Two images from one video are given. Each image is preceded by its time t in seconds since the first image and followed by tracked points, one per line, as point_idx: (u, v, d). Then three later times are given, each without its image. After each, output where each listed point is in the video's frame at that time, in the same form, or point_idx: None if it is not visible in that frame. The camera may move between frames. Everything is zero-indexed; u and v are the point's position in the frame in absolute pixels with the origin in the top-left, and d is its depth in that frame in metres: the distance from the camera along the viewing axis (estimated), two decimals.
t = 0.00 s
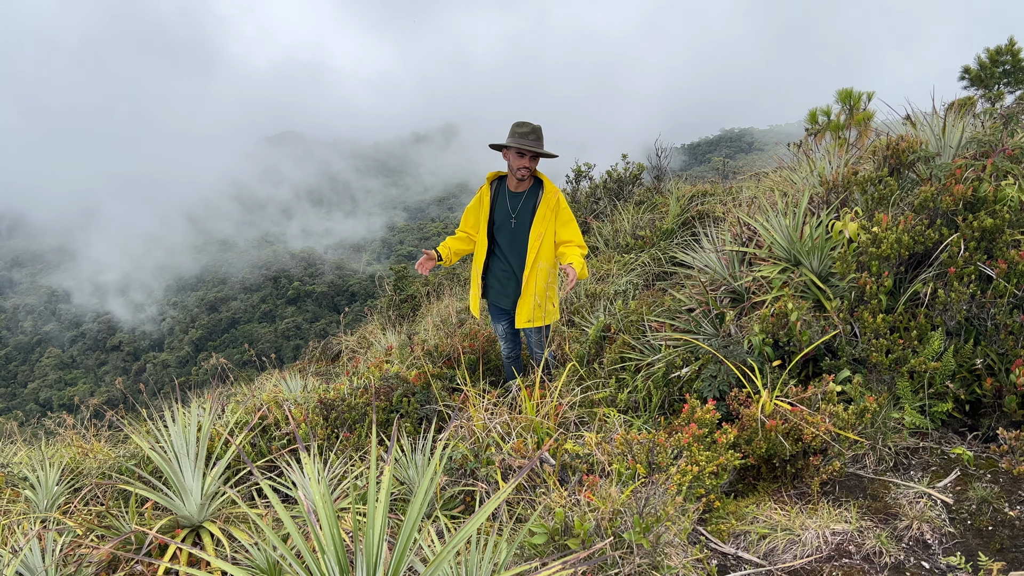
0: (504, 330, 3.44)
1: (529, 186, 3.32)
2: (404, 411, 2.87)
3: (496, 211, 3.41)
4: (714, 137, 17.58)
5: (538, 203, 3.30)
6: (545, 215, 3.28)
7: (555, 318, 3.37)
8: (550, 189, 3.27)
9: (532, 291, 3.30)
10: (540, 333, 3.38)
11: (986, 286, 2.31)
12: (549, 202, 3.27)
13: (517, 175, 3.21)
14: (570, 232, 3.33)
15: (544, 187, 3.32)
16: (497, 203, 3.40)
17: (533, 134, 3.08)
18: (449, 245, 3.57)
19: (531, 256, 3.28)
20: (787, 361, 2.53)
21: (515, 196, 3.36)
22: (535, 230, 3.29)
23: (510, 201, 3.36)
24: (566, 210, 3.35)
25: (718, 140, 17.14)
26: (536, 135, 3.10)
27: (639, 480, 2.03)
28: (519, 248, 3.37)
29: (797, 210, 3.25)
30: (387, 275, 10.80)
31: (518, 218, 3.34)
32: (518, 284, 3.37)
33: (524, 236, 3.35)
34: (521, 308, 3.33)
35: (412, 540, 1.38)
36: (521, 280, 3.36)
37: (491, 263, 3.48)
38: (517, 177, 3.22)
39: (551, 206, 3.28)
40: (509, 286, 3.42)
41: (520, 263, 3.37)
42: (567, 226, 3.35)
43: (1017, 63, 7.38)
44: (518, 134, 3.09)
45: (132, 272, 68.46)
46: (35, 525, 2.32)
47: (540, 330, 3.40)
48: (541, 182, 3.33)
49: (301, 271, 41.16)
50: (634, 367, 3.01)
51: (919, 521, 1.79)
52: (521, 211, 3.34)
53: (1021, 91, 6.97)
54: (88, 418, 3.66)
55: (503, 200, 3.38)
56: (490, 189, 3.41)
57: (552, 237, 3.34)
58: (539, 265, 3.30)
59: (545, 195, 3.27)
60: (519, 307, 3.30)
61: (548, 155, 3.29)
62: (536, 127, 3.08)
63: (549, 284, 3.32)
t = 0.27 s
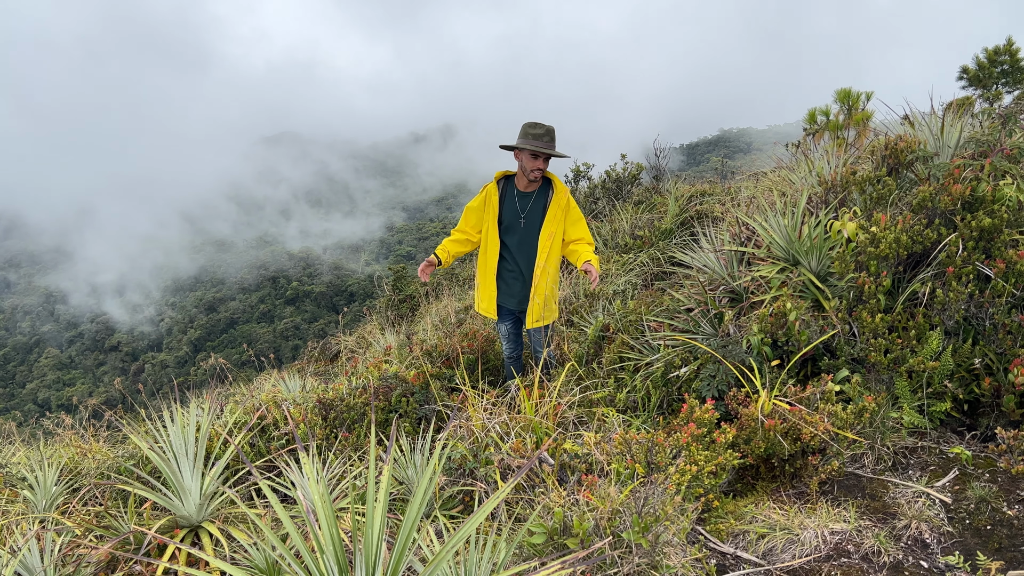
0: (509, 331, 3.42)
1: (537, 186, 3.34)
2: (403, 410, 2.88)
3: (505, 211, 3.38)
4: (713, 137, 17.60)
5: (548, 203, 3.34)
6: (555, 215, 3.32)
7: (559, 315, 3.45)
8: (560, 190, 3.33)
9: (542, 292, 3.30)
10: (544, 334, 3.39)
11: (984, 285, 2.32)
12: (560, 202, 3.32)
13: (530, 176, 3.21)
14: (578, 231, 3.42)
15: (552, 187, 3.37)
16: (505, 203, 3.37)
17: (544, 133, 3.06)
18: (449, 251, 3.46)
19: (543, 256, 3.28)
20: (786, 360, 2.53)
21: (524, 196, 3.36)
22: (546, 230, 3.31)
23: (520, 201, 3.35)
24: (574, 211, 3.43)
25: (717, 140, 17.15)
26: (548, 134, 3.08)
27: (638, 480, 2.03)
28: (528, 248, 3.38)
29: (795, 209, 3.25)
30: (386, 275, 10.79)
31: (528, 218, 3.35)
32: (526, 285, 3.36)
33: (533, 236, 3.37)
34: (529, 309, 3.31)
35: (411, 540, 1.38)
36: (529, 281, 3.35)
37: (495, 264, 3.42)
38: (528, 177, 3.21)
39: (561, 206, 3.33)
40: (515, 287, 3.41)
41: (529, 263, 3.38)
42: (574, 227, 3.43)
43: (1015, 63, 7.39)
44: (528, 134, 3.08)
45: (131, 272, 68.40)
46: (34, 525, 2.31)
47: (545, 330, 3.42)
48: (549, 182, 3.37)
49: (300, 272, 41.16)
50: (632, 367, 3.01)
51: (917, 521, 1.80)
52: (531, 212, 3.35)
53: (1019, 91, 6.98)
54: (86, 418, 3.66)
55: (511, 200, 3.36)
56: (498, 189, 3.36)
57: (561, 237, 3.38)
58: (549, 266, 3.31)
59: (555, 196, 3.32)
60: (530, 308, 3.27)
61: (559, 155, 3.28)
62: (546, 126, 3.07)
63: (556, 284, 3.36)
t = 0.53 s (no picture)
0: (513, 332, 3.38)
1: (543, 186, 3.33)
2: (401, 411, 2.88)
3: (512, 212, 3.35)
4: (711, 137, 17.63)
5: (554, 203, 3.35)
6: (562, 214, 3.34)
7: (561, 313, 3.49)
8: (566, 190, 3.35)
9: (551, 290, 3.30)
10: (547, 333, 3.39)
11: (981, 285, 2.32)
12: (566, 201, 3.33)
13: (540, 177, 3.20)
14: (583, 229, 3.44)
15: (557, 186, 3.38)
16: (512, 204, 3.34)
17: (551, 134, 3.04)
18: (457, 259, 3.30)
19: (553, 255, 3.28)
20: (784, 361, 2.53)
21: (530, 196, 3.35)
22: (554, 230, 3.32)
23: (526, 201, 3.34)
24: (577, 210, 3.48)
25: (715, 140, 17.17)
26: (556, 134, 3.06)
27: (636, 480, 2.03)
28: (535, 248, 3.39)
29: (793, 210, 3.25)
30: (384, 276, 10.79)
31: (535, 218, 3.35)
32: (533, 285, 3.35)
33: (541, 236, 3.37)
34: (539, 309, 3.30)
35: (410, 541, 1.39)
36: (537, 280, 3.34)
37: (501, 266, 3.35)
38: (535, 176, 3.22)
39: (568, 206, 3.35)
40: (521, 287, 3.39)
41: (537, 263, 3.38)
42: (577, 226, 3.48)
43: (1012, 63, 7.40)
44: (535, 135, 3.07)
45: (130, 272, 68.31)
46: (31, 526, 2.31)
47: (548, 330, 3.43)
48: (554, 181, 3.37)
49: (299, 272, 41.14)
50: (631, 367, 3.01)
51: (915, 520, 1.80)
52: (537, 211, 3.35)
53: (1016, 91, 6.99)
54: (84, 418, 3.65)
55: (518, 201, 3.34)
56: (504, 190, 3.31)
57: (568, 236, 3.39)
58: (557, 264, 3.31)
59: (561, 195, 3.32)
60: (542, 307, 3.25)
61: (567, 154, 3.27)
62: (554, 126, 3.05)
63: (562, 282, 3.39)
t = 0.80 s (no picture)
0: (511, 334, 3.35)
1: (543, 186, 3.35)
2: (399, 411, 2.87)
3: (514, 213, 3.35)
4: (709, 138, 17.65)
5: (555, 203, 3.37)
6: (564, 214, 3.36)
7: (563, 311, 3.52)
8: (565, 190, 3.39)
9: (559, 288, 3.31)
10: (548, 330, 3.41)
11: (978, 285, 2.34)
12: (567, 201, 3.35)
13: (536, 176, 3.23)
14: (582, 227, 3.49)
15: (556, 186, 3.39)
16: (514, 206, 3.34)
17: (550, 133, 3.08)
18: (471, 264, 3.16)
19: (558, 254, 3.31)
20: (781, 361, 2.53)
21: (531, 197, 3.36)
22: (558, 229, 3.33)
23: (527, 202, 3.34)
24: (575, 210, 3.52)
25: (713, 141, 17.19)
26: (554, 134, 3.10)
27: (634, 480, 2.03)
28: (538, 248, 3.40)
29: (790, 210, 3.26)
30: (382, 276, 10.79)
31: (537, 219, 3.36)
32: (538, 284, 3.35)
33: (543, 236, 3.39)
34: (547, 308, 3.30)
35: (408, 540, 1.39)
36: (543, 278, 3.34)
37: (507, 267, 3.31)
38: (534, 177, 3.23)
39: (569, 205, 3.38)
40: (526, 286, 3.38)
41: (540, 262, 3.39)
42: (577, 225, 3.52)
43: (1009, 64, 7.43)
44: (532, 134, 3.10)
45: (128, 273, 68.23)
46: (29, 527, 2.31)
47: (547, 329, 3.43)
48: (553, 181, 3.39)
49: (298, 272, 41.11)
50: (629, 368, 3.02)
51: (912, 520, 1.80)
52: (539, 212, 3.36)
53: (1013, 92, 7.02)
54: (81, 419, 3.65)
55: (519, 202, 3.34)
56: (506, 191, 3.29)
57: (570, 234, 3.43)
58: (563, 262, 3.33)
59: (562, 195, 3.34)
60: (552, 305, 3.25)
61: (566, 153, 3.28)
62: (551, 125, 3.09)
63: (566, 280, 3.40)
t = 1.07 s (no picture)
0: (509, 336, 3.34)
1: (541, 187, 3.36)
2: (396, 412, 2.87)
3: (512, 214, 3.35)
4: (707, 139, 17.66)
5: (553, 203, 3.38)
6: (562, 214, 3.36)
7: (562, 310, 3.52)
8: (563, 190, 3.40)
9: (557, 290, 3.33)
10: (545, 331, 3.38)
11: (975, 286, 2.34)
12: (564, 201, 3.36)
13: (528, 175, 3.22)
14: (582, 223, 3.50)
15: (554, 186, 3.40)
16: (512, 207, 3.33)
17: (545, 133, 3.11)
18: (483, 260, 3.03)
19: (558, 253, 3.34)
20: (779, 361, 2.53)
21: (528, 198, 3.36)
22: (556, 230, 3.34)
23: (525, 203, 3.34)
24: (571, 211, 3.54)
25: (711, 142, 17.20)
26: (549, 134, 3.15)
27: (632, 481, 2.04)
28: (536, 248, 3.42)
29: (788, 211, 3.26)
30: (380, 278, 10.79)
31: (535, 219, 3.36)
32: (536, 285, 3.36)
33: (542, 236, 3.40)
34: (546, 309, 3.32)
35: (405, 541, 1.39)
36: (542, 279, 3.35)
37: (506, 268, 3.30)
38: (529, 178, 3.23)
39: (566, 206, 3.38)
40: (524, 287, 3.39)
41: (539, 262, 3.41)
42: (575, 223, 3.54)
43: (1006, 65, 7.44)
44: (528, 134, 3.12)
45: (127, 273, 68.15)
46: (25, 529, 2.30)
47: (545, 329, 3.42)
48: (550, 182, 3.40)
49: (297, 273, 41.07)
50: (626, 369, 3.02)
51: (910, 521, 1.81)
52: (537, 213, 3.37)
53: (1009, 93, 7.03)
54: (78, 421, 3.64)
55: (517, 202, 3.33)
56: (505, 191, 3.27)
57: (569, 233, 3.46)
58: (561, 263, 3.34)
59: (559, 195, 3.36)
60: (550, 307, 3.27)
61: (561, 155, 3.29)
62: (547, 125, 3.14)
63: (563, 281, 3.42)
